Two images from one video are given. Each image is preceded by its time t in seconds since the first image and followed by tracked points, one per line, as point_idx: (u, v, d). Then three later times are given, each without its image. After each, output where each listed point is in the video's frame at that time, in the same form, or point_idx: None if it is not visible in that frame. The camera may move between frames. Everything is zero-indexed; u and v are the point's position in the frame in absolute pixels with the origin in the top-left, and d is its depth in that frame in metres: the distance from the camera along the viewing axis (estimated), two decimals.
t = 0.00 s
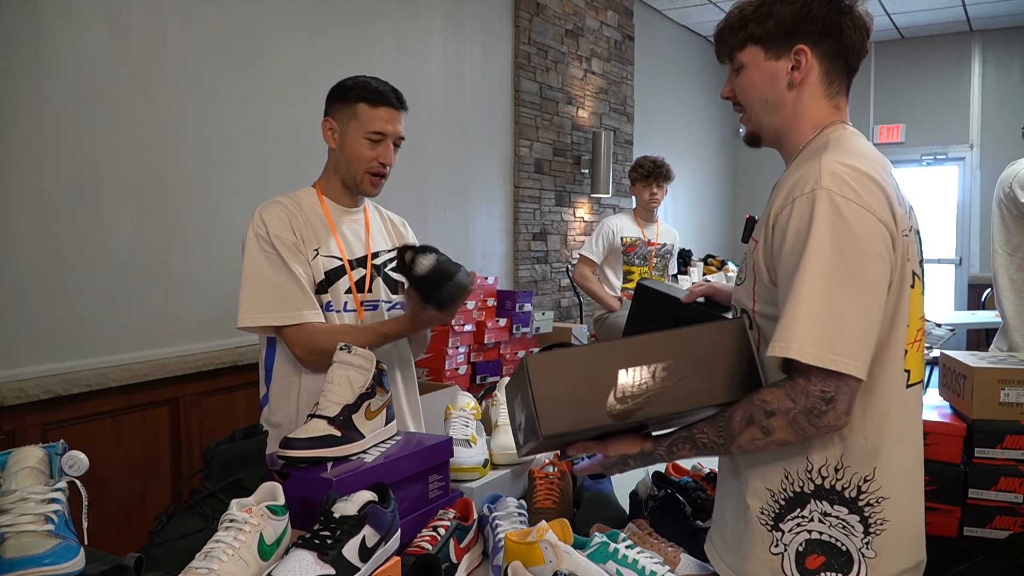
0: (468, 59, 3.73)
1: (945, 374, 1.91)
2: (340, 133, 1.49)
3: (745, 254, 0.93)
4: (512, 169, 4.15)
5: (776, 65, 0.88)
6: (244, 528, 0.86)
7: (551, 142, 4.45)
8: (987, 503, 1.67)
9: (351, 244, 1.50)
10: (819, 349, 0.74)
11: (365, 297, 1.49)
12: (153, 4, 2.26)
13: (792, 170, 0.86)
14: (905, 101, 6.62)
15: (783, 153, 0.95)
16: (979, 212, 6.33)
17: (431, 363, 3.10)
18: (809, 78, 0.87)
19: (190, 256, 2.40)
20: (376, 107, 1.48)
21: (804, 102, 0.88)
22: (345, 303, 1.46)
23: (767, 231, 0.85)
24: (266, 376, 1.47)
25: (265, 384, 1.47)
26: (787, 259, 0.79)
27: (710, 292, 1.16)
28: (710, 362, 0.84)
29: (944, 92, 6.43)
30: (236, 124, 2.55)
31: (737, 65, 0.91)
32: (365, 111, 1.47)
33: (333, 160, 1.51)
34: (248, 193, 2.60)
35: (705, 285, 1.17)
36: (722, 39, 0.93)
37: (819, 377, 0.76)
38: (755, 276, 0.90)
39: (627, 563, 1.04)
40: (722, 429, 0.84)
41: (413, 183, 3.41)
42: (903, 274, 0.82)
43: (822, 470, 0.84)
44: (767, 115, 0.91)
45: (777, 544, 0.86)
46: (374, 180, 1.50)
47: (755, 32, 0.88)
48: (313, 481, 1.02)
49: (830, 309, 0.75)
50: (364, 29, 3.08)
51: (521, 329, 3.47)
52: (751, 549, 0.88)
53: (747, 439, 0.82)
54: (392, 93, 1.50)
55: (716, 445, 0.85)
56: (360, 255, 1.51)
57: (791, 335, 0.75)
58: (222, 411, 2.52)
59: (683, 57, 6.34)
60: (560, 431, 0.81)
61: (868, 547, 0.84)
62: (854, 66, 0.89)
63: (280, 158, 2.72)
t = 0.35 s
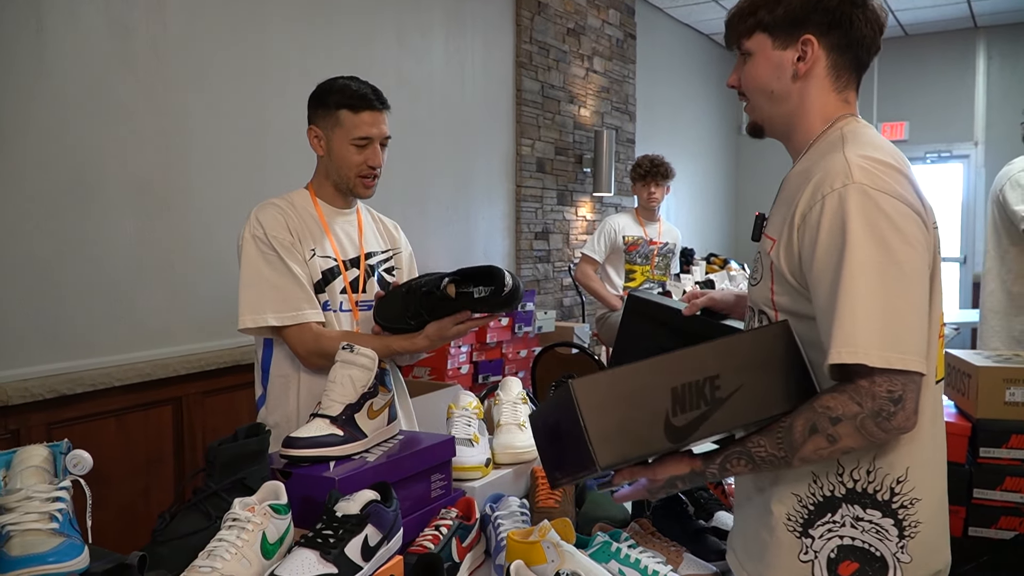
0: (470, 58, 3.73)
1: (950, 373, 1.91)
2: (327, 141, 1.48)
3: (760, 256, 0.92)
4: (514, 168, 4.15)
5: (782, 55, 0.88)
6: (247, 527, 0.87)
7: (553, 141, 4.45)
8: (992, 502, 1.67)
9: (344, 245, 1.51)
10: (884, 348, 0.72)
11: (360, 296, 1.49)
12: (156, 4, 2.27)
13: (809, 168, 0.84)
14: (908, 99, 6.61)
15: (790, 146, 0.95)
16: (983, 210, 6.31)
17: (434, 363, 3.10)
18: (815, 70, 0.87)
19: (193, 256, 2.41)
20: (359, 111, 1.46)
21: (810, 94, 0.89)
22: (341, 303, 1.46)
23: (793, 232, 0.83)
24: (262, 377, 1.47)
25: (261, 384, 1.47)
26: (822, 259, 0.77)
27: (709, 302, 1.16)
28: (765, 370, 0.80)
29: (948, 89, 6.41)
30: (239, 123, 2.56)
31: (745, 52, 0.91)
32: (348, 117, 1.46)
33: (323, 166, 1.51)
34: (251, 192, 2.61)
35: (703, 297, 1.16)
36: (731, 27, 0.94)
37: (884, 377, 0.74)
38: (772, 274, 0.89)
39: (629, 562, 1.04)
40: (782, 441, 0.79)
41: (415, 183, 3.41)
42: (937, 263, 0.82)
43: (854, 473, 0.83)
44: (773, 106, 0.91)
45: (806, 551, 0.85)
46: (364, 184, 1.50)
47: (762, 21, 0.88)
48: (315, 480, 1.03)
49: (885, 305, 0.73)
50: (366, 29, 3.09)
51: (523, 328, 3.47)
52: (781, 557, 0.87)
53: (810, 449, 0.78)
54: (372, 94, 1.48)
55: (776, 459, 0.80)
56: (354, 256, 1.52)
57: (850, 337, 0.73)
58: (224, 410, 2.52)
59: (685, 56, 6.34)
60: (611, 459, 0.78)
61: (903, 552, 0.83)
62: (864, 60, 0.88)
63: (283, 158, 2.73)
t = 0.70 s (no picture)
0: (474, 60, 3.73)
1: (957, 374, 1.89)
2: (321, 149, 1.49)
3: (778, 254, 0.91)
4: (519, 169, 4.15)
5: (795, 47, 0.87)
6: (253, 530, 0.86)
7: (558, 142, 4.45)
8: (999, 502, 1.66)
9: (345, 248, 1.50)
10: (921, 347, 0.72)
11: (360, 299, 1.50)
12: (161, 8, 2.28)
13: (832, 163, 0.84)
14: (914, 98, 6.58)
15: (801, 142, 0.94)
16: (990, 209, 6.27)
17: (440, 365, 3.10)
18: (830, 62, 0.86)
19: (199, 259, 2.42)
20: (351, 121, 1.45)
21: (823, 87, 0.88)
22: (342, 305, 1.47)
23: (820, 229, 0.82)
24: (265, 382, 1.47)
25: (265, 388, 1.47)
26: (854, 254, 0.76)
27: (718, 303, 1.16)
28: (794, 373, 0.79)
29: (954, 89, 6.38)
30: (244, 126, 2.56)
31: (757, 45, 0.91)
32: (339, 126, 1.45)
33: (318, 172, 1.51)
34: (257, 195, 2.62)
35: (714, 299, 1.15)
36: (745, 21, 0.94)
37: (920, 377, 0.73)
38: (793, 271, 0.87)
39: (636, 564, 1.04)
40: (812, 445, 0.79)
41: (420, 185, 3.41)
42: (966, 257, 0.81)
43: (883, 477, 0.82)
44: (784, 98, 0.91)
45: (837, 559, 0.85)
46: (359, 191, 1.50)
47: (776, 13, 0.88)
48: (321, 481, 1.03)
49: (923, 301, 0.72)
50: (370, 31, 3.09)
51: (529, 330, 3.47)
52: (809, 564, 0.86)
53: (843, 453, 0.77)
54: (364, 102, 1.46)
55: (807, 464, 0.80)
56: (354, 258, 1.51)
57: (889, 335, 0.72)
58: (231, 413, 2.53)
59: (690, 56, 6.32)
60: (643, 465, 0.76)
61: (937, 557, 0.82)
62: (882, 55, 0.87)
63: (288, 160, 2.73)
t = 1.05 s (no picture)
0: (478, 64, 3.74)
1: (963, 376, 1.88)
2: (328, 146, 1.50)
3: (796, 241, 0.89)
4: (524, 173, 4.15)
5: (839, 48, 0.85)
6: (259, 535, 0.87)
7: (562, 145, 4.45)
8: (1007, 506, 1.65)
9: (345, 253, 1.50)
10: (961, 333, 0.71)
11: (362, 304, 1.50)
12: (166, 14, 2.29)
13: (859, 152, 0.83)
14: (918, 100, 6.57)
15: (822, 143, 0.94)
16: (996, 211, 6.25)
17: (444, 369, 3.09)
18: (869, 66, 0.86)
19: (204, 264, 2.42)
20: (359, 117, 1.49)
21: (860, 89, 0.87)
22: (342, 312, 1.46)
23: (848, 217, 0.81)
24: (268, 389, 1.47)
25: (267, 396, 1.47)
26: (886, 242, 0.76)
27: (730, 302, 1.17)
28: (835, 362, 0.78)
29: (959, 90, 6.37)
30: (249, 131, 2.57)
31: (791, 44, 0.88)
32: (349, 122, 1.48)
33: (323, 172, 1.52)
34: (262, 200, 2.63)
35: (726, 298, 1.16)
36: (773, 17, 0.90)
37: (962, 365, 0.72)
38: (812, 257, 0.86)
39: (643, 568, 1.04)
40: (855, 438, 0.75)
41: (424, 189, 3.41)
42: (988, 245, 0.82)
43: (900, 471, 0.82)
44: (821, 100, 0.89)
45: (850, 553, 0.84)
46: (363, 189, 1.51)
47: (819, 12, 0.85)
48: (326, 488, 1.03)
49: (960, 288, 0.72)
50: (374, 35, 3.10)
51: (534, 333, 3.47)
52: (820, 558, 0.86)
53: (886, 446, 0.74)
54: (372, 101, 1.50)
55: (847, 459, 0.76)
56: (354, 263, 1.51)
57: (930, 323, 0.71)
58: (237, 417, 2.53)
59: (694, 60, 6.32)
60: (703, 460, 0.73)
61: (952, 553, 0.82)
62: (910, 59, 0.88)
63: (293, 166, 2.74)
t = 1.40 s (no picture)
0: (480, 67, 3.74)
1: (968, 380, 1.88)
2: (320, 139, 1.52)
3: (824, 255, 0.84)
4: (525, 175, 4.15)
5: (865, 65, 0.84)
6: (262, 537, 0.87)
7: (564, 148, 4.46)
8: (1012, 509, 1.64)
9: (351, 254, 1.51)
10: None
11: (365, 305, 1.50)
12: (168, 18, 2.30)
13: (893, 167, 0.80)
14: (921, 104, 6.57)
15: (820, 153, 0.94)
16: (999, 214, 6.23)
17: (446, 371, 3.09)
18: (881, 88, 0.87)
19: (206, 266, 2.43)
20: (339, 105, 1.49)
21: (867, 109, 0.88)
22: (342, 312, 1.46)
23: (897, 233, 0.77)
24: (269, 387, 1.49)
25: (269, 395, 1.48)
26: (947, 262, 0.72)
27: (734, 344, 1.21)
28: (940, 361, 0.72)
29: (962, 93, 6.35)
30: (251, 134, 2.58)
31: (817, 52, 0.85)
32: (331, 112, 1.50)
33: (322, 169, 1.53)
34: (265, 202, 2.63)
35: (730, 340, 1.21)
36: (797, 23, 0.87)
37: None
38: (847, 271, 0.82)
39: (643, 569, 1.04)
40: (962, 436, 0.70)
41: (427, 191, 3.42)
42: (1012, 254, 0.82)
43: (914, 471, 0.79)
44: (836, 116, 0.88)
45: (863, 554, 0.81)
46: (341, 175, 1.48)
47: (855, 24, 0.83)
48: (329, 490, 1.03)
49: None
50: (376, 38, 3.11)
51: (536, 336, 3.47)
52: (833, 560, 0.83)
53: (987, 442, 0.71)
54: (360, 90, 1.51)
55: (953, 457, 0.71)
56: (360, 264, 1.52)
57: (1007, 338, 0.68)
58: (238, 420, 2.53)
59: (696, 62, 6.33)
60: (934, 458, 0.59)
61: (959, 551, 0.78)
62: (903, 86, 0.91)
63: (295, 169, 2.75)
